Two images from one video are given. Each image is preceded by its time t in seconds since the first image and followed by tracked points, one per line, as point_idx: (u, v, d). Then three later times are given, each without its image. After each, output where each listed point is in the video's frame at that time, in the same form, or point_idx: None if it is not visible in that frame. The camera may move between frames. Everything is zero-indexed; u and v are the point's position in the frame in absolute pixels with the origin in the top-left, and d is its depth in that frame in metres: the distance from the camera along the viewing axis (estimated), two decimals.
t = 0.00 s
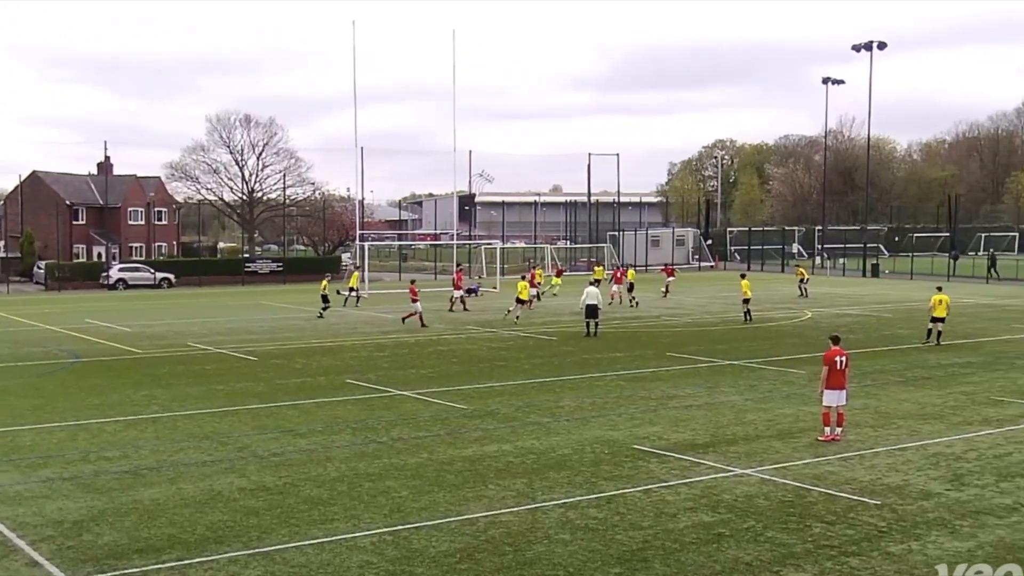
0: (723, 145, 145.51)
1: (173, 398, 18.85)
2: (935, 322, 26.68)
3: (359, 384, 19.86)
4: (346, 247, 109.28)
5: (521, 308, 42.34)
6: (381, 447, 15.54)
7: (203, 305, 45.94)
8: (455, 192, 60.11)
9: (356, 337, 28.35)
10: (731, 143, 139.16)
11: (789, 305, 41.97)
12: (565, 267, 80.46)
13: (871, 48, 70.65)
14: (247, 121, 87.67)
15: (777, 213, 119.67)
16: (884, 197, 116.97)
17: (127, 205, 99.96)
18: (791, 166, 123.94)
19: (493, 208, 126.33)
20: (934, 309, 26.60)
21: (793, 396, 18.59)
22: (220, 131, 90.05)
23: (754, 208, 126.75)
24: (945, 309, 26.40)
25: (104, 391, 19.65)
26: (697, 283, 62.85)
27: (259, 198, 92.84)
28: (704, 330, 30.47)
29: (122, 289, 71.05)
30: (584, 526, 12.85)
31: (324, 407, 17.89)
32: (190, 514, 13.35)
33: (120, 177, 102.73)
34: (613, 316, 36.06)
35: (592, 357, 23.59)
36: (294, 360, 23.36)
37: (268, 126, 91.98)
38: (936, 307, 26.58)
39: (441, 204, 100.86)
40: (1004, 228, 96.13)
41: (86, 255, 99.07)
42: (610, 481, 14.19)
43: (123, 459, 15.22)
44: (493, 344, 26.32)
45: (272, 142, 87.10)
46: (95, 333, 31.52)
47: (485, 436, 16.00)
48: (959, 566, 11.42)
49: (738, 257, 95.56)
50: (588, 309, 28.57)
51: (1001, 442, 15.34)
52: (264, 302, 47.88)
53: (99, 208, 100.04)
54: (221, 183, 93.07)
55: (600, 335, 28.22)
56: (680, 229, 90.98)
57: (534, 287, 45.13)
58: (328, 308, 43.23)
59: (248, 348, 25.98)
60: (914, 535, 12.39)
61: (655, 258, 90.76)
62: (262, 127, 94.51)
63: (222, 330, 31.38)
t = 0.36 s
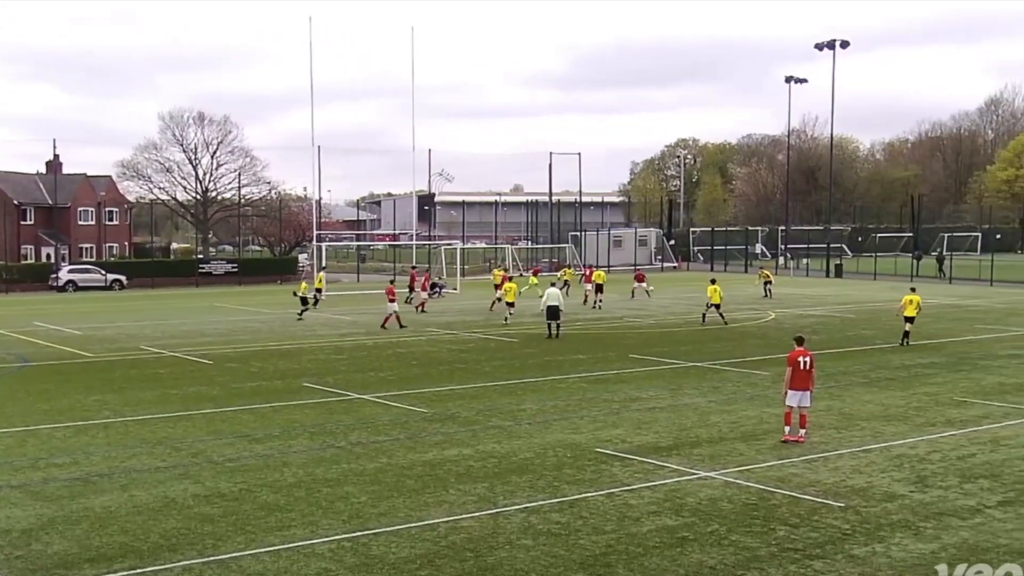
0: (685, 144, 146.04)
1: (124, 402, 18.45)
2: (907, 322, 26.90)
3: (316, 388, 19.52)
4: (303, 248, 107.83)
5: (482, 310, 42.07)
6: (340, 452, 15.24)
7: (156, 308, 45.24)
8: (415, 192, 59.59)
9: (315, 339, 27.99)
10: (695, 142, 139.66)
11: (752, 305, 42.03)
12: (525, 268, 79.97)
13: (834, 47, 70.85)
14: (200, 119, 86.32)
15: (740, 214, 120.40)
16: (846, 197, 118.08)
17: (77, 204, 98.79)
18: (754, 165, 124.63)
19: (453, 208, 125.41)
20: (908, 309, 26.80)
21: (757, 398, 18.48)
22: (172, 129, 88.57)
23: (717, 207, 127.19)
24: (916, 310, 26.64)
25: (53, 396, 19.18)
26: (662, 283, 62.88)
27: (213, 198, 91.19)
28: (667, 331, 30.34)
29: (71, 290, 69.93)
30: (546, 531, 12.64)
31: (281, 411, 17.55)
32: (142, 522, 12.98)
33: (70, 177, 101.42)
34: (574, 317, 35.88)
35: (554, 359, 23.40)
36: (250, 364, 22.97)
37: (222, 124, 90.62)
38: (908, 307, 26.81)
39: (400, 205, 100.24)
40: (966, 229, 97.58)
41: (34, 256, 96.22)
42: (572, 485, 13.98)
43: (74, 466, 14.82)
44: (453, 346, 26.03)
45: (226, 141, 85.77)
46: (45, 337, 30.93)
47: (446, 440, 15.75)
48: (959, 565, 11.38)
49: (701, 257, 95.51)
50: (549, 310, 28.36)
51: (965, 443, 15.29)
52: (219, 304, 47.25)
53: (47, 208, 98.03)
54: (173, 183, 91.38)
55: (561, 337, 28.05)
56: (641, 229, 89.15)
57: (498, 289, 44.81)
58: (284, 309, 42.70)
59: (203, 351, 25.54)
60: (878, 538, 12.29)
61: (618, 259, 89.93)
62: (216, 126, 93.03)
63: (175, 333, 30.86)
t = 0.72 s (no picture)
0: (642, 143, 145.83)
1: (68, 409, 17.94)
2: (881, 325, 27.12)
3: (267, 392, 19.15)
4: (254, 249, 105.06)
5: (439, 312, 41.61)
6: (292, 459, 14.87)
7: (101, 311, 44.17)
8: (370, 191, 58.82)
9: (268, 343, 27.49)
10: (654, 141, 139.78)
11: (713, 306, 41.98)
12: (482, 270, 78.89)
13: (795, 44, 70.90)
14: (146, 116, 84.60)
15: (700, 213, 120.91)
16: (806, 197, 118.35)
17: (18, 203, 96.36)
18: (714, 164, 124.92)
19: (409, 207, 123.74)
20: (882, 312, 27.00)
21: (717, 400, 18.31)
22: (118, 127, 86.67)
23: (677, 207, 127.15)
24: (890, 314, 26.86)
25: None
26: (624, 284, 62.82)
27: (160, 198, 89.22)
28: (627, 333, 30.12)
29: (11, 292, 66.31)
30: (504, 539, 12.33)
31: (230, 417, 17.15)
32: (86, 532, 12.53)
33: (12, 177, 99.09)
34: (532, 319, 35.54)
35: (512, 362, 23.12)
36: (199, 368, 22.50)
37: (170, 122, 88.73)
38: (882, 311, 27.06)
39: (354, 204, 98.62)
40: (925, 229, 98.67)
41: None
42: (530, 491, 13.70)
43: (15, 475, 14.32)
44: (407, 349, 25.66)
45: (174, 139, 84.16)
46: None
47: (401, 445, 15.43)
48: (960, 565, 11.36)
49: (661, 258, 94.43)
50: (506, 311, 28.09)
51: (926, 445, 15.21)
52: (168, 306, 46.31)
53: None
54: (119, 182, 89.32)
55: (518, 339, 27.78)
56: (601, 230, 88.51)
57: (454, 291, 44.12)
58: (234, 311, 41.90)
59: (151, 356, 24.98)
60: (840, 542, 12.14)
61: (576, 260, 88.77)
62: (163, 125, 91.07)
63: (121, 337, 30.16)
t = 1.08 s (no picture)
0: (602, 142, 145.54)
1: (12, 415, 17.44)
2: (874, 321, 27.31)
3: (220, 397, 18.74)
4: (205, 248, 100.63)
5: (396, 314, 41.17)
6: (244, 466, 14.51)
7: (48, 315, 43.17)
8: (323, 191, 58.05)
9: (222, 346, 26.98)
10: (614, 139, 140.33)
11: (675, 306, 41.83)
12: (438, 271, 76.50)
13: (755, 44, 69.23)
14: (92, 113, 82.84)
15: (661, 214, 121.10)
16: (768, 196, 118.09)
17: None
18: (675, 163, 125.02)
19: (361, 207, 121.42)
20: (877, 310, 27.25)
21: (677, 403, 18.10)
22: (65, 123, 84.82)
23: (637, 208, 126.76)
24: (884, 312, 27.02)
25: None
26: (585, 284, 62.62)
27: (107, 198, 87.66)
28: (586, 335, 29.93)
29: None
30: (462, 545, 12.04)
31: (181, 423, 16.73)
32: (30, 542, 12.09)
33: None
34: (490, 322, 35.22)
35: (470, 365, 22.83)
36: (149, 373, 22.00)
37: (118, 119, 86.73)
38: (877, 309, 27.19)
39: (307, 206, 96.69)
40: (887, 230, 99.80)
41: None
42: (488, 497, 13.43)
43: None
44: (364, 352, 25.27)
45: (122, 137, 83.10)
46: None
47: (356, 450, 15.11)
48: (936, 568, 11.24)
49: (622, 258, 92.47)
50: (466, 314, 27.80)
51: (887, 447, 15.10)
52: (118, 309, 45.39)
53: None
54: (65, 181, 87.89)
55: (478, 341, 27.50)
56: (559, 230, 87.58)
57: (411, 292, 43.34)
58: (187, 314, 41.14)
59: (98, 361, 24.40)
60: (803, 546, 11.97)
61: (534, 261, 87.67)
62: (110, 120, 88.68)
63: (67, 341, 29.44)
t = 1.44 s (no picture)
0: (562, 142, 145.81)
1: None
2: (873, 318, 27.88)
3: (171, 402, 18.41)
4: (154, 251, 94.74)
5: (351, 314, 40.66)
6: (196, 471, 14.23)
7: None
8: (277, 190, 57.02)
9: (174, 350, 26.48)
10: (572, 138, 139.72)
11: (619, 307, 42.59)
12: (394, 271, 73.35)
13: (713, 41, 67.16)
14: (38, 110, 81.10)
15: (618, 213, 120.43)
16: (727, 196, 118.33)
17: None
18: (633, 163, 125.24)
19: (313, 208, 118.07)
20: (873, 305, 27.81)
21: (636, 405, 18.00)
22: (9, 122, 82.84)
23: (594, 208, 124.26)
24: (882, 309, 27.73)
25: None
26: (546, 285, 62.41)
27: (55, 197, 82.15)
28: (542, 337, 29.76)
29: None
30: (420, 551, 11.82)
31: (131, 428, 16.39)
32: None
33: None
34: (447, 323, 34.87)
35: (427, 367, 22.63)
36: (97, 377, 21.55)
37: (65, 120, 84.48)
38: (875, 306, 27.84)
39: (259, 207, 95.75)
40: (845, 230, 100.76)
41: None
42: (446, 500, 13.24)
43: None
44: (319, 355, 24.94)
45: (68, 135, 81.88)
46: None
47: (311, 455, 14.87)
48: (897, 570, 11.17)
49: (580, 259, 88.02)
50: (428, 316, 27.63)
51: (846, 449, 15.06)
52: (66, 312, 44.31)
53: None
54: (8, 180, 81.90)
55: (441, 343, 27.29)
56: (517, 230, 83.21)
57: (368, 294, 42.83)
58: (138, 316, 40.27)
59: (45, 365, 23.84)
60: (762, 549, 11.85)
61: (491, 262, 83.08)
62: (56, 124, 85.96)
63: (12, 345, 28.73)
